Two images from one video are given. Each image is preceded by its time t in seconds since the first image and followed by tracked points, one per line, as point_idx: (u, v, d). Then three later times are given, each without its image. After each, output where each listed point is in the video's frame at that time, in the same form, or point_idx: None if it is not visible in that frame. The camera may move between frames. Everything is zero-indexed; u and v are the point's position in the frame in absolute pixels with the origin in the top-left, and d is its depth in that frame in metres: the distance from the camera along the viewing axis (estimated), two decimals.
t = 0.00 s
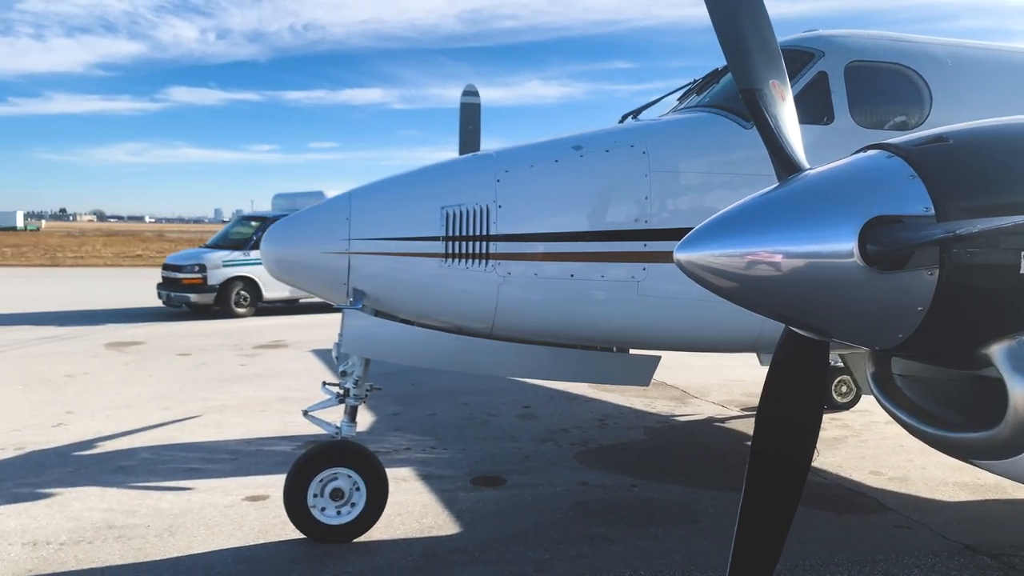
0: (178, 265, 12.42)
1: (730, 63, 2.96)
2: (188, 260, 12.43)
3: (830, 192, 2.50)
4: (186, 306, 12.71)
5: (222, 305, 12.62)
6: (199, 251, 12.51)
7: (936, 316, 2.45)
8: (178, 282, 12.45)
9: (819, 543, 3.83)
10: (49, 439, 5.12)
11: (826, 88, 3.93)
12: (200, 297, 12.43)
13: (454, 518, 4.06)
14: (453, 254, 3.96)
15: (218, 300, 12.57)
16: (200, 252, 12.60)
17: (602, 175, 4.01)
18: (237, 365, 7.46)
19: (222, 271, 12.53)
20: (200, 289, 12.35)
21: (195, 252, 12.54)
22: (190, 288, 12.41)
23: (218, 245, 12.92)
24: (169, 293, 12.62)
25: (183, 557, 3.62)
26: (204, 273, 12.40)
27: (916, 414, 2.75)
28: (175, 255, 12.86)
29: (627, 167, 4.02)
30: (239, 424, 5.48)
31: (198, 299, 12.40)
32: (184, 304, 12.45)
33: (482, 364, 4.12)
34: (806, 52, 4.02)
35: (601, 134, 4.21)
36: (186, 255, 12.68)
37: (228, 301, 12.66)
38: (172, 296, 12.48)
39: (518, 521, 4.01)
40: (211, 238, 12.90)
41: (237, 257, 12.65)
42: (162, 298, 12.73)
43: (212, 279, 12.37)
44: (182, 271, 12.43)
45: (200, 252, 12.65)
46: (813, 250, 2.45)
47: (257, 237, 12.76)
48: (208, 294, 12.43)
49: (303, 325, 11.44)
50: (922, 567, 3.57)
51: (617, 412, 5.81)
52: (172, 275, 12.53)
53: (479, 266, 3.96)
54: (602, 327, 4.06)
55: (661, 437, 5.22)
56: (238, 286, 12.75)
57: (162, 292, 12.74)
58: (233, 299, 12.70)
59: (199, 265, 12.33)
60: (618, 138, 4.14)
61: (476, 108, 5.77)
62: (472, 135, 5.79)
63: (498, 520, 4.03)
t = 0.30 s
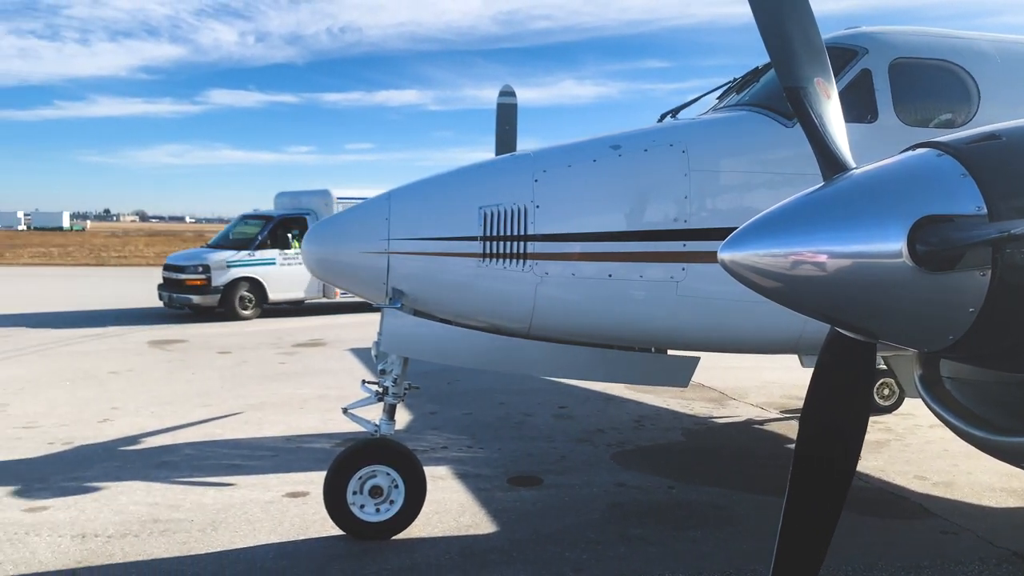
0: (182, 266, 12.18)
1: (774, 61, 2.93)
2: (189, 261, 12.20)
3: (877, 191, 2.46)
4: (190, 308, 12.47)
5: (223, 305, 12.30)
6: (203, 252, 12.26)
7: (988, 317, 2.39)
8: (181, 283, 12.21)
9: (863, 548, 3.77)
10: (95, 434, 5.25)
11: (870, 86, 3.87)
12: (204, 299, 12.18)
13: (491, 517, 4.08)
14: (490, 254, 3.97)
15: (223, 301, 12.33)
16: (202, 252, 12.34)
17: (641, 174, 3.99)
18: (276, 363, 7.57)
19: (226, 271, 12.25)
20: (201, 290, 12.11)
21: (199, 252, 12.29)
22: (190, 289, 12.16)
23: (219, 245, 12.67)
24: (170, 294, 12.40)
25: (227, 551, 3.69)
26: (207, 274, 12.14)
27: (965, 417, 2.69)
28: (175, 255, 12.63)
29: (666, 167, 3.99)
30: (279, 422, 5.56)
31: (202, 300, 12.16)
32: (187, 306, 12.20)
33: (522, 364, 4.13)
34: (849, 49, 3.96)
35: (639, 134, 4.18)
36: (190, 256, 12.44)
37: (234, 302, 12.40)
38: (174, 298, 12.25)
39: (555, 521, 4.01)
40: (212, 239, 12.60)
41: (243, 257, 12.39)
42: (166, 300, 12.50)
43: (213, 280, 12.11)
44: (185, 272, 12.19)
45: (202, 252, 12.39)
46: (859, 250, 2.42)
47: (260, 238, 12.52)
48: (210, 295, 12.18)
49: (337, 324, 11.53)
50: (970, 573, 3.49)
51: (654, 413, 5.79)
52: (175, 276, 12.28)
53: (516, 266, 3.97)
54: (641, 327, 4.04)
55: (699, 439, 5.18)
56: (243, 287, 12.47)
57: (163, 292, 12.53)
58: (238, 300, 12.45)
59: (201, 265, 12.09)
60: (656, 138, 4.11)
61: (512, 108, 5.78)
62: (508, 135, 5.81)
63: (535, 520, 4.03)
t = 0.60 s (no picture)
0: (183, 266, 11.72)
1: (818, 60, 2.90)
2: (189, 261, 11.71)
3: (925, 190, 2.41)
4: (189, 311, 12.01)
5: (226, 309, 11.83)
6: (202, 252, 11.75)
7: None
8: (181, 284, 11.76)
9: (906, 553, 3.71)
10: (139, 431, 5.35)
11: (914, 83, 3.80)
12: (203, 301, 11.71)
13: (527, 517, 4.08)
14: (527, 254, 3.98)
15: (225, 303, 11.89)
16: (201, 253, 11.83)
17: (679, 174, 3.96)
18: (314, 362, 7.65)
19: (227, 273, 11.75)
20: (202, 292, 11.63)
21: (198, 252, 11.78)
22: (190, 292, 11.68)
23: (219, 245, 12.15)
24: (168, 296, 11.92)
25: (267, 547, 3.74)
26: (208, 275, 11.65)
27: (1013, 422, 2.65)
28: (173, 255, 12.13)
29: (705, 167, 3.96)
30: (316, 420, 5.62)
31: (202, 303, 11.70)
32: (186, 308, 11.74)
33: (559, 365, 4.13)
34: (893, 45, 3.89)
35: (677, 133, 4.14)
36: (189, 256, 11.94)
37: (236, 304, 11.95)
38: (173, 300, 11.78)
39: (592, 522, 4.00)
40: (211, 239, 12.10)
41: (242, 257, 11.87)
42: (163, 302, 12.02)
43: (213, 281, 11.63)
44: (185, 273, 11.72)
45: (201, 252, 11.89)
46: (904, 248, 2.37)
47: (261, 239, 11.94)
48: (210, 298, 11.70)
49: (370, 325, 11.58)
50: None
51: (691, 415, 5.74)
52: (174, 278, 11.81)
53: (554, 266, 3.96)
54: (680, 327, 4.02)
55: (736, 442, 5.13)
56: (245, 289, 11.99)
57: (161, 293, 12.08)
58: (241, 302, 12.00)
59: (201, 266, 11.59)
60: (694, 137, 4.07)
61: (548, 108, 5.78)
62: (544, 135, 5.80)
63: (572, 521, 4.02)
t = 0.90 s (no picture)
0: (176, 268, 11.54)
1: (860, 57, 2.86)
2: (183, 263, 11.54)
3: (975, 187, 2.26)
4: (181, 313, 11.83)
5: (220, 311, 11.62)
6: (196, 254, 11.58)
7: None
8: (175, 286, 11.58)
9: (947, 558, 3.64)
10: (178, 427, 5.45)
11: (957, 80, 3.73)
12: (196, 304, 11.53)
13: (560, 517, 4.07)
14: (562, 254, 3.98)
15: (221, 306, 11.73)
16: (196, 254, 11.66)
17: (715, 174, 3.93)
18: (347, 361, 7.72)
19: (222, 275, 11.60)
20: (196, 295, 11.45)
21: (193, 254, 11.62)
22: (185, 293, 11.51)
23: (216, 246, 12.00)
24: (162, 298, 11.74)
25: (303, 543, 3.78)
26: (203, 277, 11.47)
27: None
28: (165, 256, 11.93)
29: (741, 167, 3.92)
30: (350, 419, 5.67)
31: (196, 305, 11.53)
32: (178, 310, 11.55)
33: (593, 364, 4.12)
34: (935, 42, 3.83)
35: (714, 132, 4.11)
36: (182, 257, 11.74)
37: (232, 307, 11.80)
38: (166, 303, 11.61)
39: (625, 523, 3.99)
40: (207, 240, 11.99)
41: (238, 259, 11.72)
42: (156, 304, 11.84)
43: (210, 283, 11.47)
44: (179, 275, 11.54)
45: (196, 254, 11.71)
46: (944, 247, 2.23)
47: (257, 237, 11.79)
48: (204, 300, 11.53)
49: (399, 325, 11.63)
50: None
51: (725, 417, 5.69)
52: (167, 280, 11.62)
53: (588, 266, 3.96)
54: (715, 327, 3.99)
55: (772, 444, 5.08)
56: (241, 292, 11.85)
57: (154, 296, 11.90)
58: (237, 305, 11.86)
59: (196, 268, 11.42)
60: (730, 136, 4.03)
61: (581, 109, 5.77)
62: (577, 135, 5.79)
63: (605, 521, 4.01)
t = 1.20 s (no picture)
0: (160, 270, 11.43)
1: (897, 55, 2.82)
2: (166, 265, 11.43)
3: None
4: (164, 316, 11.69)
5: (206, 313, 11.55)
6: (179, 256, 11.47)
7: None
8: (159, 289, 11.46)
9: (984, 564, 3.58)
10: (209, 425, 5.52)
11: (995, 78, 3.67)
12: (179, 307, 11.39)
13: (589, 518, 4.07)
14: (591, 254, 3.97)
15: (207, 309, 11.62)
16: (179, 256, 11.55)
17: (746, 173, 3.90)
18: (375, 360, 7.77)
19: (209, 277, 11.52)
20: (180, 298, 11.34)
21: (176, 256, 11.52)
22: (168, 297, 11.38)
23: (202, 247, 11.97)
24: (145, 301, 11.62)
25: (334, 541, 3.81)
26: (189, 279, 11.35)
27: None
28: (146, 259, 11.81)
29: (774, 166, 3.89)
30: (379, 417, 5.71)
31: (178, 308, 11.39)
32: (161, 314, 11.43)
33: (623, 365, 4.11)
34: (972, 39, 3.78)
35: (745, 131, 4.09)
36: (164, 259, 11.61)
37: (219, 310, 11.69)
38: (149, 306, 11.48)
39: (655, 525, 3.97)
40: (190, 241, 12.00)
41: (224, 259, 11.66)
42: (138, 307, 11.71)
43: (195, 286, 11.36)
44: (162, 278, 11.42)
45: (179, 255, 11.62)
46: (985, 246, 2.06)
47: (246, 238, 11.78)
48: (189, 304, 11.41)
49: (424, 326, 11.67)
50: None
51: (754, 419, 5.65)
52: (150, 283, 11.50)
53: (617, 266, 3.94)
54: (746, 327, 3.96)
55: (804, 446, 5.03)
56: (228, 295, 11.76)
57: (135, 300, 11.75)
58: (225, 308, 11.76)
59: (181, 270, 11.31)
60: (762, 136, 4.00)
61: (610, 109, 5.76)
62: (606, 135, 5.78)
63: (635, 523, 3.99)
